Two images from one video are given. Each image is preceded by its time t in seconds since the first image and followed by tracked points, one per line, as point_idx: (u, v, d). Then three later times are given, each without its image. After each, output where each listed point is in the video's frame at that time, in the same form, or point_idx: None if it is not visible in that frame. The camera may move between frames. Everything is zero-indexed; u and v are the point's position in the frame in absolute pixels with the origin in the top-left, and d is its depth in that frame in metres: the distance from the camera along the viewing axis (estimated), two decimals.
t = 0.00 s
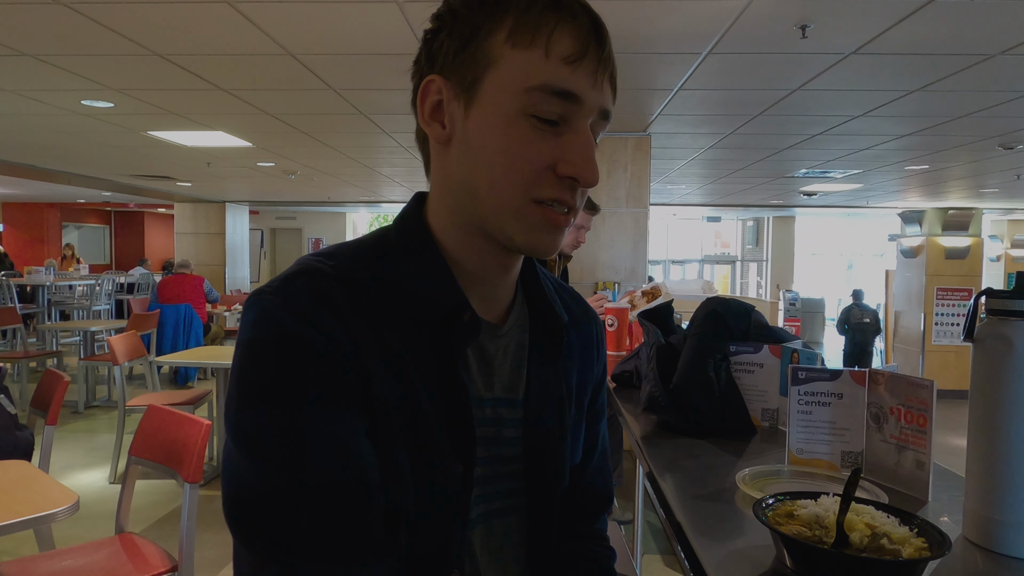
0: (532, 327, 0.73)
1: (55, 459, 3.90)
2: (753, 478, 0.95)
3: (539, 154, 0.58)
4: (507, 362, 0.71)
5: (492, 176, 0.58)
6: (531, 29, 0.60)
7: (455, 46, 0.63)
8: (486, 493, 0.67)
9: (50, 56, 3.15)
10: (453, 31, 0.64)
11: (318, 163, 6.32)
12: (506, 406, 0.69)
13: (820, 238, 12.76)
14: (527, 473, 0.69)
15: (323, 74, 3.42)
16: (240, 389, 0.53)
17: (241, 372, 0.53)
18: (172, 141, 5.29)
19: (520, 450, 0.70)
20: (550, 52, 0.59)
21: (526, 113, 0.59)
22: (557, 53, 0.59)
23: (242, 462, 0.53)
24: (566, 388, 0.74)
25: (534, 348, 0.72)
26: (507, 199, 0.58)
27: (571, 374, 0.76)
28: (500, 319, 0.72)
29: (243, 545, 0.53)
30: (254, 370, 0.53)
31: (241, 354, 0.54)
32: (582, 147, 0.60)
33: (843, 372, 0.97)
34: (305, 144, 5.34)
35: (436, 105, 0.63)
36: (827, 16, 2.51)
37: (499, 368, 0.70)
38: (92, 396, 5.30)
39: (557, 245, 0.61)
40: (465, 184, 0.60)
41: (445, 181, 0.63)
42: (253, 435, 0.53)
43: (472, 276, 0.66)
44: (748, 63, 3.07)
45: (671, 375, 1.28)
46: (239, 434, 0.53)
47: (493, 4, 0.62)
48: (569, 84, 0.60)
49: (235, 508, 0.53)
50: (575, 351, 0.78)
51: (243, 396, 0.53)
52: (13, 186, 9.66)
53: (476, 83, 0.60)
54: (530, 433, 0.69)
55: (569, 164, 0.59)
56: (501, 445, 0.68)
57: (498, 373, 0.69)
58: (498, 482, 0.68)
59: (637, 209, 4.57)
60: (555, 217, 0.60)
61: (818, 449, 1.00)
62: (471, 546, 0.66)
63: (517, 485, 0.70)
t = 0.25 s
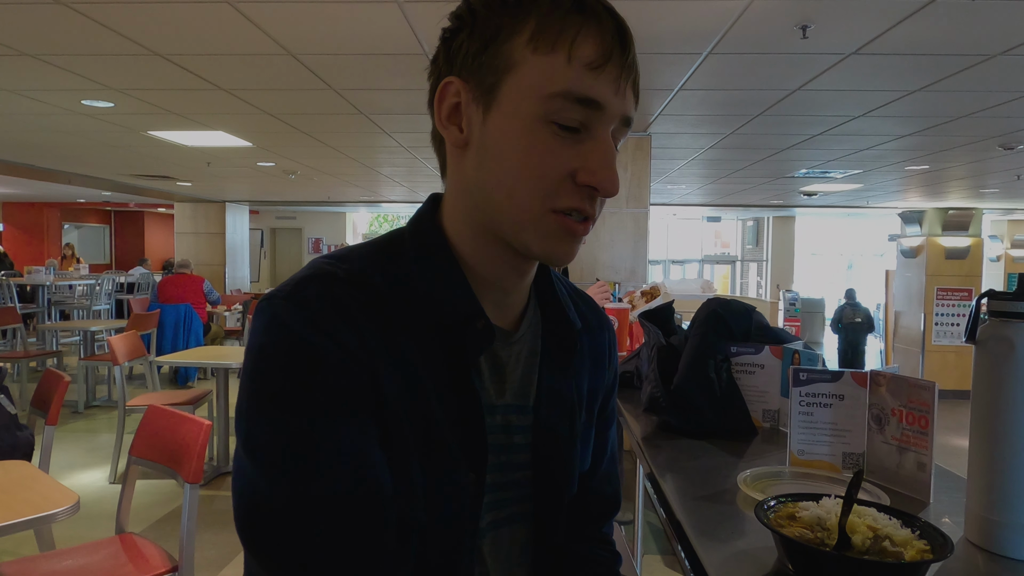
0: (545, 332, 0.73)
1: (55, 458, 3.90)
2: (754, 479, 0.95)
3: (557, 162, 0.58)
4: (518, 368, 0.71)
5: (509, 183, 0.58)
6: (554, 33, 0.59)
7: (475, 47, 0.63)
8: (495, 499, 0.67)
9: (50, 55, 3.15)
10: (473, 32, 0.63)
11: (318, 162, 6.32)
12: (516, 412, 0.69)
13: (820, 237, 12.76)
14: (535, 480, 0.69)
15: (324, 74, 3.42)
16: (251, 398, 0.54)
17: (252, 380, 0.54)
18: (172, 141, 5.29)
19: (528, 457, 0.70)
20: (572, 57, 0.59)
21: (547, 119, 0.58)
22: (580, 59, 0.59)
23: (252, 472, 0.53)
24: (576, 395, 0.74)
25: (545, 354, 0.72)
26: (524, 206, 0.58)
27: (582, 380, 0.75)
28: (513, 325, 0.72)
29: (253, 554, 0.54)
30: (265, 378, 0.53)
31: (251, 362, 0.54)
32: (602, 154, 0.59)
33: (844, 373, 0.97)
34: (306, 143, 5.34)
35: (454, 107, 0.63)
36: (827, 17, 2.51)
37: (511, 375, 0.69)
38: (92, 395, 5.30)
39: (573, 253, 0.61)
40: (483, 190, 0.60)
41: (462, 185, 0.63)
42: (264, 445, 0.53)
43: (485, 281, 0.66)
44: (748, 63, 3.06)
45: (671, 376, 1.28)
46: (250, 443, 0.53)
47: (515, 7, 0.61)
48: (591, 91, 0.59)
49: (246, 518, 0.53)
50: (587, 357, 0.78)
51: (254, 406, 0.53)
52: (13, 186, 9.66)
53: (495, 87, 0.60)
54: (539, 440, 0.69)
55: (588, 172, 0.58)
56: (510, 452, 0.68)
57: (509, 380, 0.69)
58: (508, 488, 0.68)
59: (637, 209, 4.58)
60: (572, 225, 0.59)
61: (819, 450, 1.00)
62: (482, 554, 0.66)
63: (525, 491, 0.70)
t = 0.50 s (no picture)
0: (549, 335, 0.73)
1: (55, 458, 3.90)
2: (754, 479, 0.95)
3: (570, 163, 0.57)
4: (522, 371, 0.70)
5: (520, 185, 0.57)
6: (566, 31, 0.58)
7: (484, 45, 0.62)
8: (499, 503, 0.67)
9: (50, 55, 3.15)
10: (481, 30, 0.62)
11: (318, 162, 6.32)
12: (519, 415, 0.69)
13: (820, 237, 12.76)
14: (538, 483, 0.70)
15: (324, 73, 3.42)
16: (245, 412, 0.53)
17: (247, 391, 0.53)
18: (172, 141, 5.29)
19: (531, 460, 0.70)
20: (585, 58, 0.58)
21: (559, 120, 0.58)
22: (593, 59, 0.58)
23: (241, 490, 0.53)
24: (579, 398, 0.74)
25: (549, 357, 0.72)
26: (535, 208, 0.57)
27: (586, 383, 0.75)
28: (517, 327, 0.71)
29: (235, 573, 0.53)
30: (260, 390, 0.53)
31: (246, 372, 0.54)
32: (614, 156, 0.59)
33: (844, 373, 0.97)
34: (305, 143, 5.34)
35: (462, 107, 0.62)
36: (827, 16, 2.51)
37: (515, 378, 0.69)
38: (92, 395, 5.31)
39: (584, 254, 0.61)
40: (492, 191, 0.59)
41: (470, 186, 0.62)
42: (255, 461, 0.53)
43: (492, 284, 0.66)
44: (748, 63, 3.06)
45: (671, 376, 1.28)
46: (240, 458, 0.53)
47: (526, 5, 0.61)
48: (603, 91, 0.59)
49: (234, 535, 0.53)
50: (592, 360, 0.77)
51: (246, 420, 0.53)
52: (12, 185, 9.66)
53: (505, 87, 0.59)
54: (542, 444, 0.69)
55: (601, 174, 0.58)
56: (513, 456, 0.68)
57: (513, 383, 0.69)
58: (510, 491, 0.68)
59: (637, 209, 4.57)
60: (584, 227, 0.59)
61: (820, 450, 1.00)
62: (488, 559, 0.66)
63: (527, 494, 0.70)
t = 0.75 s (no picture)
0: (554, 339, 0.73)
1: (55, 457, 3.91)
2: (756, 478, 0.96)
3: (580, 169, 0.57)
4: (527, 375, 0.70)
5: (530, 190, 0.57)
6: (576, 38, 0.58)
7: (491, 52, 0.61)
8: (505, 507, 0.68)
9: (50, 55, 3.15)
10: (489, 36, 0.62)
11: (318, 161, 6.32)
12: (525, 419, 0.69)
13: (819, 237, 12.77)
14: (542, 487, 0.70)
15: (324, 73, 3.42)
16: (224, 424, 0.53)
17: (233, 403, 0.53)
18: (173, 140, 5.29)
19: (535, 463, 0.70)
20: (595, 65, 0.58)
21: (569, 127, 0.57)
22: (602, 65, 0.58)
23: (215, 502, 0.53)
24: (585, 402, 0.74)
25: (554, 361, 0.72)
26: (546, 216, 0.57)
27: (591, 387, 0.75)
28: (522, 331, 0.71)
29: None
30: (248, 401, 0.53)
31: (234, 384, 0.53)
32: (624, 162, 0.59)
33: (845, 373, 0.98)
34: (305, 143, 5.34)
35: (469, 114, 0.61)
36: (827, 16, 2.52)
37: (521, 382, 0.69)
38: (92, 394, 5.31)
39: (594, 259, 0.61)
40: (500, 198, 0.59)
41: (478, 192, 0.62)
42: (233, 476, 0.53)
43: (498, 290, 0.66)
44: (748, 63, 3.06)
45: (672, 376, 1.28)
46: (221, 471, 0.53)
47: (534, 11, 0.60)
48: (613, 97, 0.59)
49: (212, 547, 0.53)
50: (597, 363, 0.77)
51: (224, 432, 0.53)
52: (12, 185, 9.65)
53: (513, 94, 0.59)
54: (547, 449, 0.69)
55: (611, 181, 0.58)
56: (518, 460, 0.69)
57: (519, 387, 0.69)
58: (515, 494, 0.69)
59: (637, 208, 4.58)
60: (595, 233, 0.59)
61: (821, 449, 1.00)
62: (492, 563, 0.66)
63: (530, 498, 0.71)
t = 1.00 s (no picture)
0: (552, 334, 0.73)
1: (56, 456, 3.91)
2: (756, 477, 0.96)
3: (576, 164, 0.57)
4: (525, 372, 0.70)
5: (527, 186, 0.57)
6: (569, 35, 0.58)
7: (484, 50, 0.61)
8: (504, 502, 0.68)
9: (50, 53, 3.14)
10: (482, 33, 0.61)
11: (317, 160, 6.31)
12: (523, 415, 0.69)
13: (819, 236, 12.78)
14: (542, 482, 0.70)
15: (324, 72, 3.42)
16: (227, 419, 0.54)
17: (234, 399, 0.54)
18: (172, 139, 5.29)
19: (533, 459, 0.70)
20: (589, 61, 0.58)
21: (564, 123, 0.57)
22: (596, 62, 0.58)
23: (219, 496, 0.54)
24: (583, 397, 0.74)
25: (553, 356, 0.72)
26: (542, 211, 0.57)
27: (589, 382, 0.75)
28: (519, 327, 0.71)
29: None
30: (248, 396, 0.53)
31: (236, 379, 0.54)
32: (619, 156, 0.59)
33: (846, 372, 0.98)
34: (305, 141, 5.33)
35: (463, 111, 0.61)
36: (828, 15, 2.51)
37: (519, 378, 0.69)
38: (91, 393, 5.31)
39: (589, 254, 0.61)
40: (496, 195, 0.59)
41: (473, 190, 0.62)
42: (234, 471, 0.53)
43: (493, 286, 0.66)
44: (749, 62, 3.06)
45: (673, 375, 1.28)
46: (223, 466, 0.54)
47: (527, 8, 0.60)
48: (607, 93, 0.59)
49: (215, 541, 0.54)
50: (595, 359, 0.77)
51: (227, 426, 0.54)
52: (11, 183, 9.64)
53: (508, 91, 0.59)
54: (546, 444, 0.69)
55: (607, 175, 0.58)
56: (517, 455, 0.69)
57: (517, 383, 0.69)
58: (513, 490, 0.69)
59: (637, 208, 4.57)
60: (589, 227, 0.59)
61: (822, 449, 1.00)
62: (489, 559, 0.66)
63: (529, 492, 0.71)
